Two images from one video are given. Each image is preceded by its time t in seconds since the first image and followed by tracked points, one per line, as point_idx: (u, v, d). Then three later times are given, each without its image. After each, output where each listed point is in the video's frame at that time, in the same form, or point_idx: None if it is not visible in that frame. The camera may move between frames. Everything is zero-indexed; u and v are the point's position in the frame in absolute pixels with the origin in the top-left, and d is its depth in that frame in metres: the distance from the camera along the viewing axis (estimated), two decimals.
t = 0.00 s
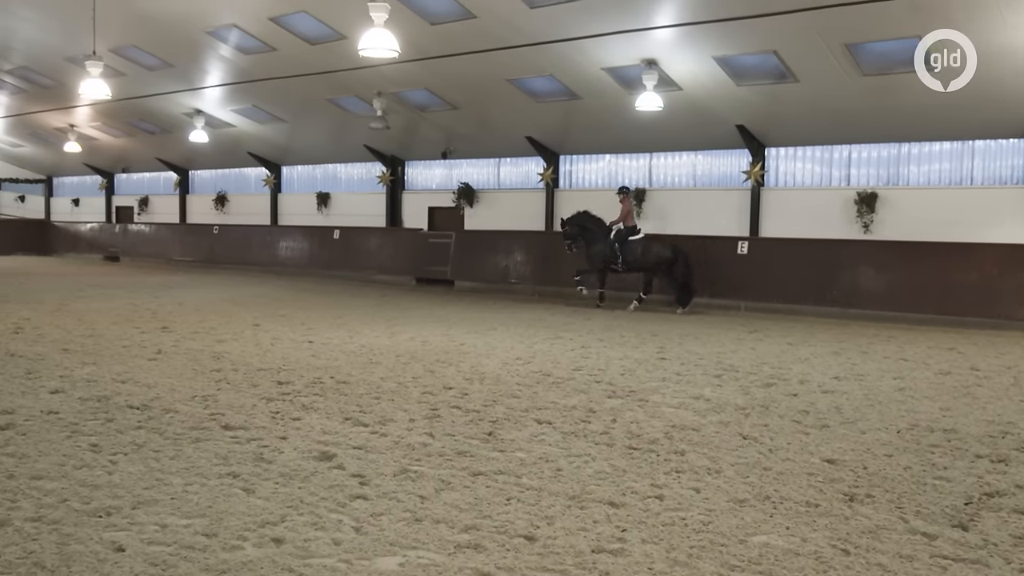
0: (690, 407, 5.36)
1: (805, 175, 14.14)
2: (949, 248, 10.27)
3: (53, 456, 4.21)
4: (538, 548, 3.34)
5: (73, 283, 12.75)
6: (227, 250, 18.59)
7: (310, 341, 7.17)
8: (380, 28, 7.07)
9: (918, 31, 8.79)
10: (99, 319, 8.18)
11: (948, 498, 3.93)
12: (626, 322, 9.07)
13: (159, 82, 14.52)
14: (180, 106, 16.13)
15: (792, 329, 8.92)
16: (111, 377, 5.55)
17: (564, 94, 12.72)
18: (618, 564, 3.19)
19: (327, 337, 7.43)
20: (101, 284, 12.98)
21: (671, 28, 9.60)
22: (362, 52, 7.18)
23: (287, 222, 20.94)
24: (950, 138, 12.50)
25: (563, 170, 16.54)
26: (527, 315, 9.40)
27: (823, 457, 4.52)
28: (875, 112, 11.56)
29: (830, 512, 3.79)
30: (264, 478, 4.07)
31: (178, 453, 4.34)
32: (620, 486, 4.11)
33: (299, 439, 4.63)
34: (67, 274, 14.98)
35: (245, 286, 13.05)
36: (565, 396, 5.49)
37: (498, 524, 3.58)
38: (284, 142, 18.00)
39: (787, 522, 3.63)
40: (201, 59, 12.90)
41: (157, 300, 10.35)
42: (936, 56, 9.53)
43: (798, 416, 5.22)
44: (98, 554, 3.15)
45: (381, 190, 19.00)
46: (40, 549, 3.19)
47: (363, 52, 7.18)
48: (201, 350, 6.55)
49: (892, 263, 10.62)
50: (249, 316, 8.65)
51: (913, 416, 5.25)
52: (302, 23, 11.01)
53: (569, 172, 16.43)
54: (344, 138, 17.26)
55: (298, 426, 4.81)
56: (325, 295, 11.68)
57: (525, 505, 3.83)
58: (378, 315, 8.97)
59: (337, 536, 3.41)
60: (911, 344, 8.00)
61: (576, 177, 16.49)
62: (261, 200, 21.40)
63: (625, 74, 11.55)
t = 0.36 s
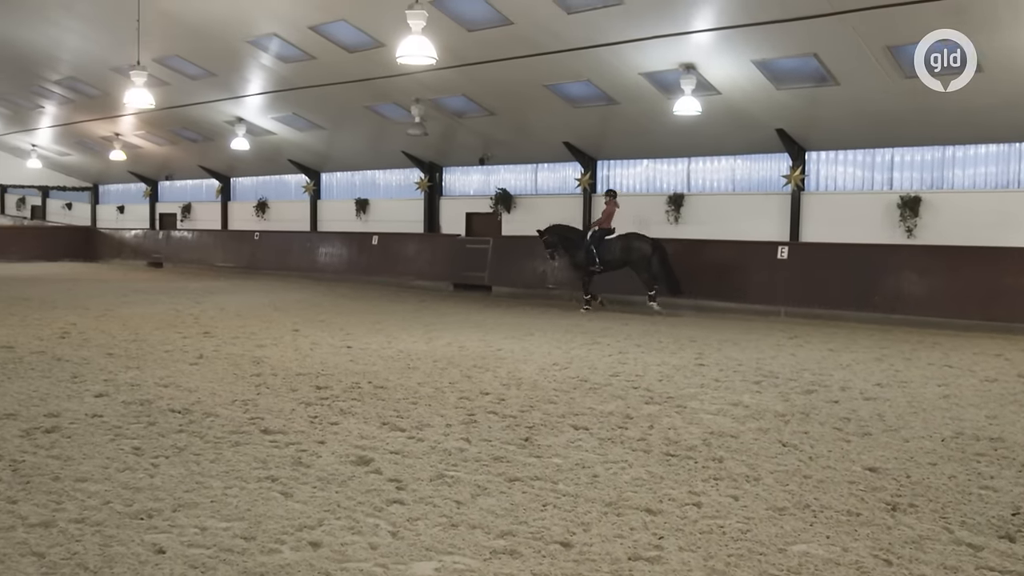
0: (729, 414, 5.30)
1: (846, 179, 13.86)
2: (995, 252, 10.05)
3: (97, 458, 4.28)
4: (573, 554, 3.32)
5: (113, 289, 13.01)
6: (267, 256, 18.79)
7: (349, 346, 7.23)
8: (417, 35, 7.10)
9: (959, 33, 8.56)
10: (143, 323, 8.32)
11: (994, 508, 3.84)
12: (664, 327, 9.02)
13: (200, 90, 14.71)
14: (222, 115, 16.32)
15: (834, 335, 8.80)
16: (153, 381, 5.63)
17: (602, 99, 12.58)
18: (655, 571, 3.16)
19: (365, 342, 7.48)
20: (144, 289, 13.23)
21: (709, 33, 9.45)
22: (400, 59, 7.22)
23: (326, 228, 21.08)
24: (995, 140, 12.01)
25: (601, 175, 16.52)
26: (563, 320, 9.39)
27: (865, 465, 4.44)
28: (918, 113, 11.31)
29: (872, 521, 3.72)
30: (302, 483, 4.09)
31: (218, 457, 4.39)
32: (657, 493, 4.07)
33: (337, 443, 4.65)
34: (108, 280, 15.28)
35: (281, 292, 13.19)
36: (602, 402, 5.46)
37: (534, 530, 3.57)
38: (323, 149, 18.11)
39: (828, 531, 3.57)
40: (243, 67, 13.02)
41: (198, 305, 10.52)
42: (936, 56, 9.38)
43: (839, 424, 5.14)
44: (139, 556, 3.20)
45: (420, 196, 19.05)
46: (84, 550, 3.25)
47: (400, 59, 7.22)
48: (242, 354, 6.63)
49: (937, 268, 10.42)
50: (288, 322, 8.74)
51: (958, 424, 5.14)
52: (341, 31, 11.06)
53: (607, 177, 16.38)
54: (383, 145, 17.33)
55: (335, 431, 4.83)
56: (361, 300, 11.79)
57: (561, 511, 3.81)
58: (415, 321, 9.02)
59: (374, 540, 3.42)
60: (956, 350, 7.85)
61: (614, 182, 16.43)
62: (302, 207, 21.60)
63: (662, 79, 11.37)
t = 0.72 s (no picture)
0: (767, 420, 5.23)
1: (889, 182, 12.80)
2: None
3: (138, 457, 4.34)
4: (608, 561, 3.30)
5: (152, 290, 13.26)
6: (307, 259, 18.97)
7: (386, 348, 7.27)
8: (455, 39, 7.13)
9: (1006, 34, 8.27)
10: (184, 325, 8.44)
11: None
12: (703, 332, 8.96)
13: (243, 95, 14.89)
14: (263, 119, 16.50)
15: (876, 341, 8.66)
16: (193, 382, 5.71)
17: (639, 102, 12.27)
18: None
19: (402, 345, 7.52)
20: (188, 291, 13.51)
21: (750, 34, 9.25)
22: (438, 63, 7.26)
23: (365, 232, 20.60)
24: None
25: (640, 178, 15.65)
26: (599, 324, 9.35)
27: (906, 474, 4.36)
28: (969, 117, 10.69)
29: (913, 531, 3.64)
30: (338, 484, 4.12)
31: (255, 457, 4.43)
32: (693, 499, 4.03)
33: (372, 445, 4.67)
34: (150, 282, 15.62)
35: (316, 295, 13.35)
36: (638, 407, 5.43)
37: (569, 535, 3.55)
38: (363, 152, 17.88)
39: (868, 541, 3.51)
40: (284, 73, 13.11)
41: (239, 307, 10.66)
42: (936, 55, 9.10)
43: (880, 431, 5.05)
44: (177, 555, 3.23)
45: (456, 200, 18.36)
46: (124, 547, 3.29)
47: (438, 63, 7.26)
48: (281, 356, 6.70)
49: (983, 274, 10.17)
50: (327, 324, 8.82)
51: (1004, 433, 5.03)
52: (380, 35, 11.10)
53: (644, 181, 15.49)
54: (421, 150, 17.02)
55: (371, 433, 4.86)
56: (397, 303, 11.88)
57: (595, 517, 3.78)
58: (453, 324, 9.04)
59: (408, 543, 3.43)
60: (1002, 358, 7.68)
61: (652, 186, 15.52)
62: (340, 211, 21.09)
63: (700, 81, 11.06)
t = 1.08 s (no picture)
0: (806, 425, 5.17)
1: (933, 185, 12.47)
2: None
3: (177, 455, 4.40)
4: (642, 566, 3.27)
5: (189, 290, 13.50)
6: (346, 261, 19.27)
7: (422, 350, 7.30)
8: (494, 41, 7.15)
9: None
10: (224, 325, 8.55)
11: None
12: (741, 336, 8.87)
13: (283, 99, 15.06)
14: (303, 122, 16.64)
15: (917, 346, 8.51)
16: (232, 381, 5.79)
17: (678, 104, 12.14)
18: None
19: (438, 346, 7.55)
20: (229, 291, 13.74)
21: (790, 36, 9.09)
22: (475, 65, 7.28)
23: (403, 233, 20.64)
24: None
25: (676, 181, 15.45)
26: (634, 327, 9.30)
27: (949, 483, 4.27)
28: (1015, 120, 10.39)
29: (956, 541, 3.56)
30: (372, 484, 4.13)
31: (292, 457, 4.46)
32: (729, 505, 3.98)
33: (408, 446, 4.68)
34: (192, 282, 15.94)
35: (351, 296, 13.51)
36: (674, 411, 5.39)
37: (602, 540, 3.52)
38: (401, 154, 17.96)
39: (909, 550, 3.44)
40: (323, 76, 13.24)
41: (278, 307, 10.77)
42: (936, 56, 8.99)
43: (922, 438, 4.96)
44: (214, 552, 3.27)
45: (494, 202, 18.36)
46: (161, 544, 3.33)
47: (476, 65, 7.28)
48: (318, 356, 6.76)
49: None
50: (364, 325, 8.88)
51: None
52: (418, 39, 11.15)
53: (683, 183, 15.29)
54: (459, 151, 17.00)
55: (407, 434, 4.87)
56: (431, 305, 11.95)
57: (629, 521, 3.75)
58: (488, 326, 9.06)
59: (441, 544, 3.43)
60: None
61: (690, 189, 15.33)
62: (379, 213, 21.17)
63: (739, 82, 10.91)
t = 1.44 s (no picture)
0: (851, 428, 5.09)
1: (985, 183, 12.13)
2: None
3: (221, 451, 4.46)
4: (681, 568, 3.24)
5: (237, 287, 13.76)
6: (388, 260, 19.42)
7: (462, 349, 7.33)
8: (534, 40, 7.14)
9: None
10: (268, 323, 8.66)
11: None
12: (785, 336, 8.75)
13: (327, 99, 15.22)
14: (345, 122, 16.77)
15: (966, 348, 8.31)
16: (275, 378, 5.86)
17: (721, 102, 11.99)
18: None
19: (479, 345, 7.57)
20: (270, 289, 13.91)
21: (836, 32, 8.93)
22: (516, 64, 7.29)
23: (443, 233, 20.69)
24: None
25: (720, 179, 15.33)
26: (675, 328, 9.22)
27: (1000, 488, 4.16)
28: None
29: (1008, 548, 3.47)
30: (411, 482, 4.15)
31: (332, 454, 4.50)
32: (771, 507, 3.92)
33: (447, 445, 4.69)
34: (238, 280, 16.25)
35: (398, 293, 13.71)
36: (716, 412, 5.34)
37: (642, 541, 3.50)
38: (443, 154, 18.05)
39: (957, 556, 3.36)
40: (366, 76, 13.35)
41: (320, 305, 10.88)
42: (936, 56, 9.05)
43: (972, 442, 4.85)
44: (255, 547, 3.31)
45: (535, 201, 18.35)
46: (204, 538, 3.38)
47: (516, 64, 7.29)
48: (360, 355, 6.81)
49: None
50: (405, 324, 8.93)
51: None
52: (459, 38, 11.19)
53: (726, 182, 15.16)
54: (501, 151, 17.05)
55: (446, 432, 4.88)
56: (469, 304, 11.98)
57: (669, 522, 3.72)
58: (529, 325, 9.04)
59: (479, 543, 3.43)
60: None
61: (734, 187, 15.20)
62: (420, 212, 21.26)
63: (784, 80, 10.75)
